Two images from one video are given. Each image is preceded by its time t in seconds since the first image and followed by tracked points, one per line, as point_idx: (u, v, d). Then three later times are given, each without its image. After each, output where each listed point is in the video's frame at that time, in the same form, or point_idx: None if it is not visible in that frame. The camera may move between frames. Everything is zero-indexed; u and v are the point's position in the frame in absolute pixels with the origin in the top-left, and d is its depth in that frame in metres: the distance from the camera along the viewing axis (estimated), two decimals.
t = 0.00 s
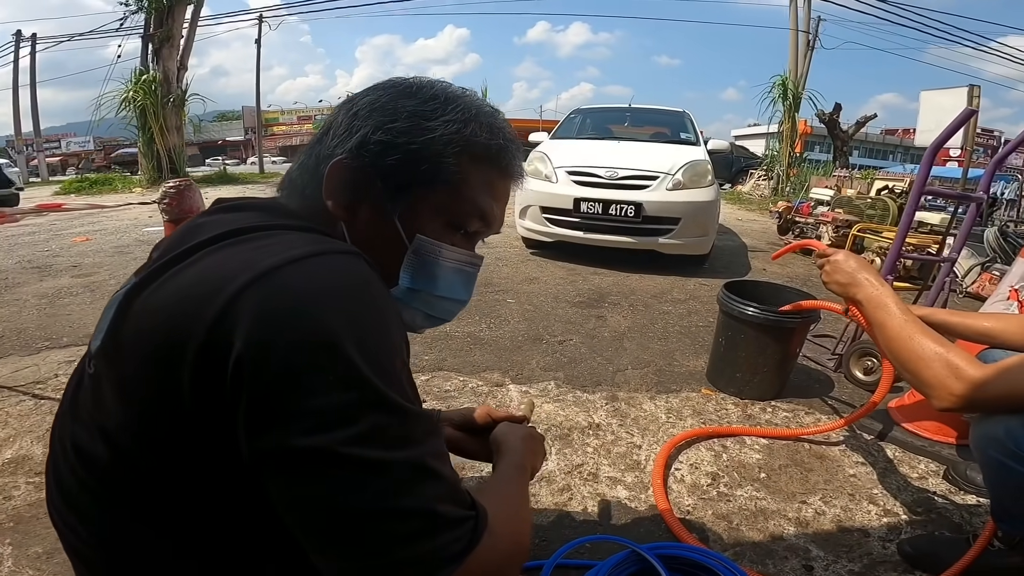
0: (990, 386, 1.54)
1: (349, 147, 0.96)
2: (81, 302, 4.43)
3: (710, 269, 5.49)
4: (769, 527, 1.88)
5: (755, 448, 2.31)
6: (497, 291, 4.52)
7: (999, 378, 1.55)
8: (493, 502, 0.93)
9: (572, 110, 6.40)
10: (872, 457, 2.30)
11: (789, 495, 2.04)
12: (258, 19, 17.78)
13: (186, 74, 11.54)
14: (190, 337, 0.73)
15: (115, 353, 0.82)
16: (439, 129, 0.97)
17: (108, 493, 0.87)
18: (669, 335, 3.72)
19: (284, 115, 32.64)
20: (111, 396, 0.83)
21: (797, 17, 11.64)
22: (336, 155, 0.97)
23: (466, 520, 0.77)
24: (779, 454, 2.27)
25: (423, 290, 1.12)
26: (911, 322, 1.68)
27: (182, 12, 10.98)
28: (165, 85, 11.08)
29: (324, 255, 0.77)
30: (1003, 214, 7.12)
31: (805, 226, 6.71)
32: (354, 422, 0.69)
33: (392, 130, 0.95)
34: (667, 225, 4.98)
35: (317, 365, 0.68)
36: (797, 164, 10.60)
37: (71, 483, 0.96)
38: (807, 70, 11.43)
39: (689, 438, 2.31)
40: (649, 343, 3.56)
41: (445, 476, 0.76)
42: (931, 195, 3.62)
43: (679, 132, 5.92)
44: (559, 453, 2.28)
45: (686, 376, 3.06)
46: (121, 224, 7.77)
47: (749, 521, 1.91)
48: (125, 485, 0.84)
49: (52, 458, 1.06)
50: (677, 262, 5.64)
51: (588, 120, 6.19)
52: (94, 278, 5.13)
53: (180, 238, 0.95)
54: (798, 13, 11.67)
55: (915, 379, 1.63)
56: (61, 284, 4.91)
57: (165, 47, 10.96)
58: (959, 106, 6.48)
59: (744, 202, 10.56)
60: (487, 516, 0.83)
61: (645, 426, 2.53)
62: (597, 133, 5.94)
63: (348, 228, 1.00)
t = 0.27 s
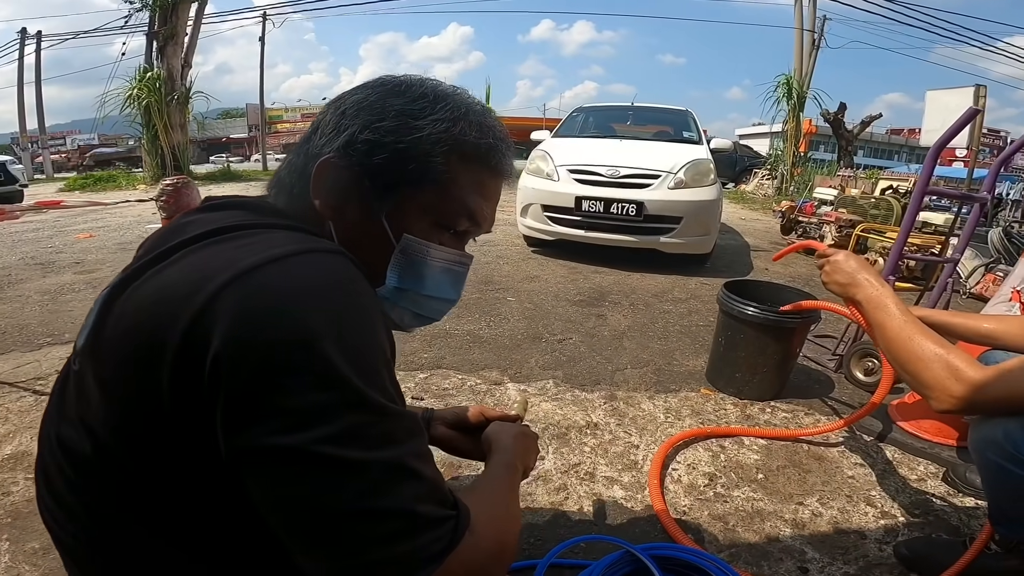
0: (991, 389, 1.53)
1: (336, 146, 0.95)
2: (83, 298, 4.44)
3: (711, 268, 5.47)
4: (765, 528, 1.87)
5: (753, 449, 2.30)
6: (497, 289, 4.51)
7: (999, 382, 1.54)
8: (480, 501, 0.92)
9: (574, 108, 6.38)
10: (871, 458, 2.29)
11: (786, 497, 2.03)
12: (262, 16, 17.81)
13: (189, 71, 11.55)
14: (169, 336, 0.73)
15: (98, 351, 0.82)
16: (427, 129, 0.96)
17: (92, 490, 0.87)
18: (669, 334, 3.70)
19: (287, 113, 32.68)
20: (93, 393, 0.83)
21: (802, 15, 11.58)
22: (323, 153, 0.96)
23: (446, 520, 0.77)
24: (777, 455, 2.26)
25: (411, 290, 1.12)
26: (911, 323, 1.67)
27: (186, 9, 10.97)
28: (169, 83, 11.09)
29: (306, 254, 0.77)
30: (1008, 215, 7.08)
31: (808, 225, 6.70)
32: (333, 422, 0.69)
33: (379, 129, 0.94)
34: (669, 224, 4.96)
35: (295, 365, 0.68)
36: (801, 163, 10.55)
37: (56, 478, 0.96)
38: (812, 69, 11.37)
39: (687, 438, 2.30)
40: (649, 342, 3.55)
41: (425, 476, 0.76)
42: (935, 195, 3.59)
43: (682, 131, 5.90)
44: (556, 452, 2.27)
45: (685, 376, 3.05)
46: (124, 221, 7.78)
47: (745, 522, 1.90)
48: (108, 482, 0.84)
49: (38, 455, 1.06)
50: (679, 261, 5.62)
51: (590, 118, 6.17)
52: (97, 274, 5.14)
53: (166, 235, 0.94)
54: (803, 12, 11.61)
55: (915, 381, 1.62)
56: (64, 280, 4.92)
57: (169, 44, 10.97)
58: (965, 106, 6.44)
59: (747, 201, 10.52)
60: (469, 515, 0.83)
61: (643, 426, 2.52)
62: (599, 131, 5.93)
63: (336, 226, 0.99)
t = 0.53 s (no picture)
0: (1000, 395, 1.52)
1: (337, 148, 0.95)
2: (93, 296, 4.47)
3: (719, 270, 5.45)
4: (769, 532, 1.86)
5: (759, 451, 2.29)
6: (503, 289, 4.51)
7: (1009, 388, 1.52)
8: (479, 501, 0.92)
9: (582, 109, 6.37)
10: (877, 462, 2.27)
11: (791, 500, 2.01)
12: (272, 17, 17.92)
13: (200, 71, 11.61)
14: (167, 337, 0.73)
15: (99, 351, 0.82)
16: (428, 131, 0.96)
17: (94, 489, 0.87)
18: (675, 336, 3.69)
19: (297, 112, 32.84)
20: (95, 393, 0.84)
21: (811, 16, 11.51)
22: (324, 155, 0.96)
23: (443, 521, 0.77)
24: (782, 458, 2.24)
25: (410, 291, 1.12)
26: (918, 326, 1.65)
27: (196, 10, 11.03)
28: (180, 83, 11.16)
29: (305, 255, 0.77)
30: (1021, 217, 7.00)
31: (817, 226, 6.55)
32: (330, 422, 0.69)
33: (380, 131, 0.94)
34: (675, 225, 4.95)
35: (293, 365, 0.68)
36: (811, 165, 10.48)
37: (59, 478, 0.96)
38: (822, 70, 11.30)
39: (692, 440, 2.29)
40: (655, 343, 3.54)
41: (422, 477, 0.76)
42: (945, 197, 3.55)
43: (689, 132, 5.87)
44: (559, 454, 2.27)
45: (691, 378, 3.04)
46: (135, 219, 7.85)
47: (749, 526, 1.89)
48: (109, 482, 0.84)
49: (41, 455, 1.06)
50: (686, 262, 5.60)
51: (598, 119, 6.16)
52: (107, 272, 5.18)
53: (168, 237, 0.95)
54: (813, 12, 11.54)
55: (923, 385, 1.60)
56: (74, 278, 4.96)
57: (180, 44, 11.04)
58: (977, 107, 6.37)
59: (756, 203, 10.46)
60: (466, 516, 0.83)
61: (647, 427, 2.51)
62: (606, 132, 5.91)
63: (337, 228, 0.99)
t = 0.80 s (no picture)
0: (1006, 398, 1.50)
1: (340, 148, 0.95)
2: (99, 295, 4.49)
3: (724, 270, 5.43)
4: (773, 534, 1.85)
5: (763, 453, 2.27)
6: (507, 289, 4.50)
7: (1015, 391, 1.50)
8: (481, 501, 0.92)
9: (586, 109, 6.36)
10: (883, 463, 2.25)
11: (796, 502, 2.00)
12: (278, 18, 17.98)
13: (206, 72, 11.65)
14: (167, 336, 0.73)
15: (100, 351, 0.82)
16: (432, 130, 0.95)
17: (95, 490, 0.87)
18: (679, 337, 3.67)
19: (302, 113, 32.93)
20: (97, 392, 0.84)
21: (818, 16, 11.46)
22: (327, 155, 0.96)
23: (444, 522, 0.76)
24: (787, 460, 2.22)
25: (413, 291, 1.12)
26: (923, 328, 1.64)
27: (203, 10, 11.06)
28: (187, 83, 11.20)
29: (305, 253, 0.77)
30: None
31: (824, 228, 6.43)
32: (330, 421, 0.69)
33: (383, 130, 0.94)
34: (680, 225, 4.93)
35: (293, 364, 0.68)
36: (817, 165, 10.44)
37: (60, 478, 0.96)
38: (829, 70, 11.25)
39: (696, 441, 2.27)
40: (659, 344, 3.52)
41: (423, 477, 0.76)
42: (952, 197, 3.52)
43: (695, 132, 5.86)
44: (563, 454, 2.26)
45: (695, 379, 3.02)
46: (141, 219, 7.88)
47: (753, 527, 1.88)
48: (110, 482, 0.84)
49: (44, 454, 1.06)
50: (691, 262, 5.58)
51: (602, 119, 6.15)
52: (113, 271, 5.20)
53: (170, 235, 0.94)
54: (820, 12, 11.50)
55: (928, 388, 1.59)
56: (81, 277, 4.99)
57: (186, 45, 11.07)
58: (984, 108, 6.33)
59: (762, 203, 10.42)
60: (468, 516, 0.83)
61: (651, 428, 2.50)
62: (611, 132, 5.90)
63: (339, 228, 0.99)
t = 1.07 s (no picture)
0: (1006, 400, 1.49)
1: (341, 145, 0.94)
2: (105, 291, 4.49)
3: (727, 269, 5.41)
4: (774, 533, 1.84)
5: (765, 452, 2.26)
6: (509, 287, 4.50)
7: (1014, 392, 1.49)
8: (479, 498, 0.91)
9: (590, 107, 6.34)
10: (885, 463, 2.23)
11: (797, 501, 1.99)
12: (281, 16, 17.98)
13: (210, 69, 11.65)
14: (162, 330, 0.72)
15: (96, 345, 0.82)
16: (434, 127, 0.95)
17: (90, 485, 0.87)
18: (682, 335, 3.66)
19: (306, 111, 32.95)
20: (93, 386, 0.83)
21: (823, 15, 11.41)
22: (328, 151, 0.95)
23: (440, 519, 0.76)
24: (789, 459, 2.21)
25: (414, 288, 1.11)
26: (924, 329, 1.62)
27: (207, 8, 11.06)
28: (191, 81, 11.21)
29: (301, 247, 0.76)
30: None
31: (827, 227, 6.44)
32: (325, 416, 0.68)
33: (385, 127, 0.93)
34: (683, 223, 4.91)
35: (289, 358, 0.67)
36: (821, 164, 10.39)
37: (57, 472, 0.96)
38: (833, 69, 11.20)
39: (697, 440, 2.26)
40: (661, 342, 3.51)
41: (420, 473, 0.75)
42: (957, 197, 3.49)
43: (698, 130, 5.84)
44: (564, 452, 2.25)
45: (698, 377, 3.01)
46: (145, 216, 7.89)
47: (754, 527, 1.87)
48: (106, 477, 0.84)
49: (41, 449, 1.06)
50: (694, 261, 5.56)
51: (606, 117, 6.13)
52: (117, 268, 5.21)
53: (167, 229, 0.94)
54: (825, 11, 11.44)
55: (928, 389, 1.58)
56: (85, 274, 5.00)
57: (190, 42, 11.06)
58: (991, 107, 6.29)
59: (765, 202, 10.38)
60: (466, 513, 0.82)
61: (653, 427, 2.49)
62: (614, 130, 5.88)
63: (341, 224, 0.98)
